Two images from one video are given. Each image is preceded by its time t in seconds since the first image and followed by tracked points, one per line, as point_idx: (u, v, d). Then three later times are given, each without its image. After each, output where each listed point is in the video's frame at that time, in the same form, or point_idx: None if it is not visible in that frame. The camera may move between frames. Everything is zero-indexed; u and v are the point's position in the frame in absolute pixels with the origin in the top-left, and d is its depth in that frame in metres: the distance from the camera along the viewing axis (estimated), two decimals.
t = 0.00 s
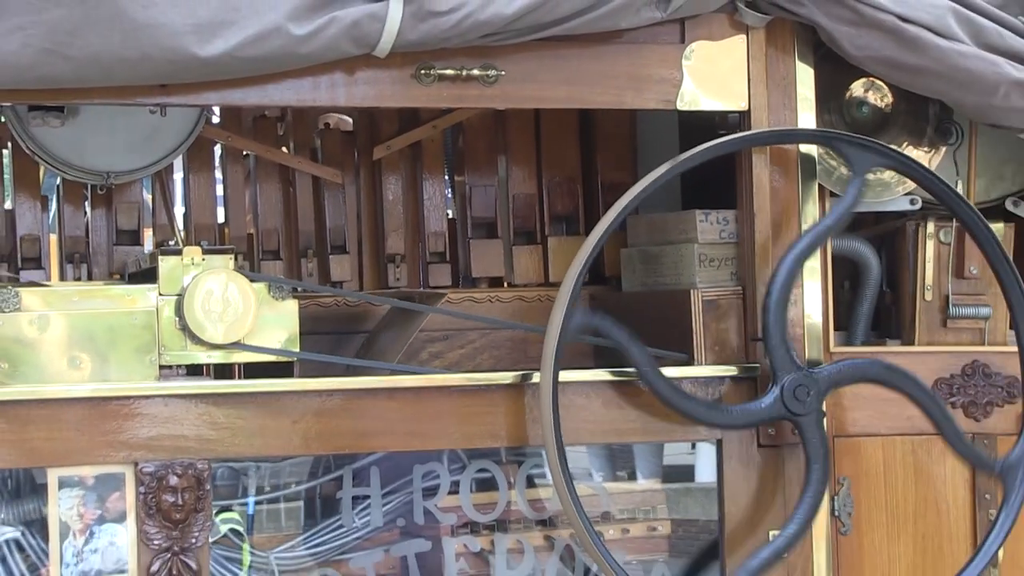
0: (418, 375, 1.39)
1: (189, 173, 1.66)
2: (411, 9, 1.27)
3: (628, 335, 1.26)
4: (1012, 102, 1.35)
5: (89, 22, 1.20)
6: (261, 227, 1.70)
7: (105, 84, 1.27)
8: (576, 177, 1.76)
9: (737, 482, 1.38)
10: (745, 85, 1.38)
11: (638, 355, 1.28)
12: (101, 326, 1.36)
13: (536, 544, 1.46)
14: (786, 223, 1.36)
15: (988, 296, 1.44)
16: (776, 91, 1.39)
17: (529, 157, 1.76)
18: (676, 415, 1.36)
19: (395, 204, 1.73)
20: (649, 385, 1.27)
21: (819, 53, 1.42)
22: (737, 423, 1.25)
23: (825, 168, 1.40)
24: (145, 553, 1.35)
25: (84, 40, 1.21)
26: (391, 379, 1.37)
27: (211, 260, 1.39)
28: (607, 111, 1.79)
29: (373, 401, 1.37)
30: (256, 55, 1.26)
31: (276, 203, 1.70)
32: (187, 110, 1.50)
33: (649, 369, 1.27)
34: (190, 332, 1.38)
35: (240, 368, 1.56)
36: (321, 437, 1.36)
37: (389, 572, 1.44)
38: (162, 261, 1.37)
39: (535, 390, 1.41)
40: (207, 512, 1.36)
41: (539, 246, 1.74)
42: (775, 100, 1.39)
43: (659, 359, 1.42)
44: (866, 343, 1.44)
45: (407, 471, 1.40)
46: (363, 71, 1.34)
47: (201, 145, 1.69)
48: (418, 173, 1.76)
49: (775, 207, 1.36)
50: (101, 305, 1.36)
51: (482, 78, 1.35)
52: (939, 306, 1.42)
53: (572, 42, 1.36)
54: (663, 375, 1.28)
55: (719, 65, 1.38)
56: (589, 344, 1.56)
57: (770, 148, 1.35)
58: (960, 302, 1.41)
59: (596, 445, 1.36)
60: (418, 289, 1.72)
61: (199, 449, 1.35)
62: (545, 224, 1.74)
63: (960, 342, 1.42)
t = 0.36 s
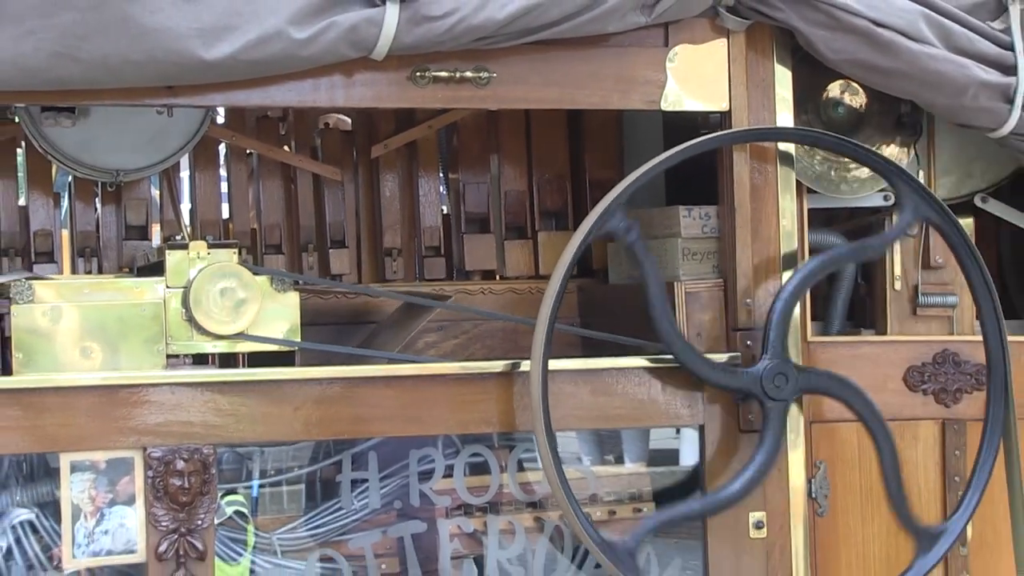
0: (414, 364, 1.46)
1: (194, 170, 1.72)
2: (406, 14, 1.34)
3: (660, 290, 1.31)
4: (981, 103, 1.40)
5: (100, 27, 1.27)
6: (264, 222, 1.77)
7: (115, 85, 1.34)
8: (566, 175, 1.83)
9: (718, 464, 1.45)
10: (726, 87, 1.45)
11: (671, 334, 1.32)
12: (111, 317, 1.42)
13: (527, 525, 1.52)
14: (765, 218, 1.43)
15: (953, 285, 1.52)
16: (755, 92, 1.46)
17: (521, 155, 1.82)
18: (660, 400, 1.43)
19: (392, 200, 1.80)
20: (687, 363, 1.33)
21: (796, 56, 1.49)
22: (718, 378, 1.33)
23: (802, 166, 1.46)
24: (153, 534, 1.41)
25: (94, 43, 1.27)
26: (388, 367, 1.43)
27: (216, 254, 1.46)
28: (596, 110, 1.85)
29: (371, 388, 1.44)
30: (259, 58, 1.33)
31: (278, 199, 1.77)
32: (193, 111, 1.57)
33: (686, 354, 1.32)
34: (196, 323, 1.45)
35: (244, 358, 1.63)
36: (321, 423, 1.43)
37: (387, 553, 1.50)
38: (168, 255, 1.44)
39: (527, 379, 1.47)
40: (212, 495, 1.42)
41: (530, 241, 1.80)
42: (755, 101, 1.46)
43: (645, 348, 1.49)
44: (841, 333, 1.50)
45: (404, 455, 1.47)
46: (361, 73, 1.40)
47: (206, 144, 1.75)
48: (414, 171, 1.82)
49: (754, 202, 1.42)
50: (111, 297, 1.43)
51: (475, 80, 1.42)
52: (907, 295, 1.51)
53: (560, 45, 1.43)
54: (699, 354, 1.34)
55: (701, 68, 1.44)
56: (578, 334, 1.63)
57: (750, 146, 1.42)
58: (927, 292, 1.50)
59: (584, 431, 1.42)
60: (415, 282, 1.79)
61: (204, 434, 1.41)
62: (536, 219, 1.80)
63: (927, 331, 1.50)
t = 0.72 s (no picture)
0: (414, 353, 1.52)
1: (204, 168, 1.79)
2: (406, 19, 1.40)
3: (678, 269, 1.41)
4: (957, 103, 1.46)
5: (114, 32, 1.34)
6: (271, 218, 1.83)
7: (128, 87, 1.41)
8: (559, 172, 1.90)
9: (706, 453, 1.50)
10: (712, 88, 1.52)
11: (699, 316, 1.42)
12: (125, 308, 1.49)
13: (522, 507, 1.59)
14: (750, 212, 1.49)
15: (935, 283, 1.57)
16: (740, 93, 1.52)
17: (517, 153, 1.89)
18: (649, 388, 1.49)
19: (393, 197, 1.87)
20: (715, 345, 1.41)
21: (780, 58, 1.56)
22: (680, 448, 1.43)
23: (786, 163, 1.53)
24: (165, 515, 1.49)
25: (109, 47, 1.35)
26: (389, 357, 1.50)
27: (225, 248, 1.53)
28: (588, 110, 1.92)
29: (373, 376, 1.50)
30: (266, 61, 1.40)
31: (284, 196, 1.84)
32: (202, 112, 1.64)
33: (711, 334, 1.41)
34: (206, 314, 1.51)
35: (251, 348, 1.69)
36: (325, 409, 1.49)
37: (388, 534, 1.58)
38: (180, 250, 1.51)
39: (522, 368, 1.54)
40: (222, 479, 1.49)
41: (526, 236, 1.86)
42: (740, 102, 1.52)
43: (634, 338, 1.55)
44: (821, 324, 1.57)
45: (404, 440, 1.53)
46: (364, 75, 1.47)
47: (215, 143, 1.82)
48: (414, 169, 1.89)
49: (739, 198, 1.49)
50: (125, 290, 1.50)
51: (472, 82, 1.48)
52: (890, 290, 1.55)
53: (554, 49, 1.49)
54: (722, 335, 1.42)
55: (688, 69, 1.51)
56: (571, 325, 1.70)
57: (735, 144, 1.48)
58: (909, 288, 1.55)
59: (577, 418, 1.47)
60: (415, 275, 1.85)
61: (214, 420, 1.48)
62: (531, 216, 1.87)
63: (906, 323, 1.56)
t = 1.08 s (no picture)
0: (419, 343, 1.59)
1: (220, 166, 1.86)
2: (411, 24, 1.48)
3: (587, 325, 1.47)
4: (940, 103, 1.52)
5: (134, 36, 1.41)
6: (283, 214, 1.90)
7: (146, 89, 1.48)
8: (558, 170, 1.97)
9: (698, 439, 1.56)
10: (705, 89, 1.58)
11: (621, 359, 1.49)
12: (143, 300, 1.56)
13: (524, 490, 1.66)
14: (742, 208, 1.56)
15: (919, 275, 1.64)
16: (732, 94, 1.59)
17: (517, 151, 1.95)
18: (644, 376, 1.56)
19: (399, 194, 1.94)
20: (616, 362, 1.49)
21: (770, 60, 1.62)
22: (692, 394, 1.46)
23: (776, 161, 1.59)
24: (182, 498, 1.55)
25: (128, 51, 1.42)
26: (395, 346, 1.57)
27: (239, 243, 1.60)
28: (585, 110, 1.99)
29: (380, 365, 1.57)
30: (277, 64, 1.47)
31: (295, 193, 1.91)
32: (217, 113, 1.70)
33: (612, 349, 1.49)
34: (221, 306, 1.59)
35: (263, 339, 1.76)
36: (335, 397, 1.56)
37: (395, 516, 1.64)
38: (196, 244, 1.58)
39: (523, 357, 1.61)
40: (236, 463, 1.56)
41: (526, 231, 1.94)
42: (731, 102, 1.59)
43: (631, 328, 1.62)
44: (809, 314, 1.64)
45: (410, 426, 1.60)
46: (371, 77, 1.54)
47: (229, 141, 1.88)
48: (419, 166, 1.96)
49: (732, 195, 1.55)
50: (144, 283, 1.57)
51: (474, 84, 1.55)
52: (876, 282, 1.62)
53: (552, 52, 1.56)
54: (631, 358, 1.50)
55: (681, 71, 1.58)
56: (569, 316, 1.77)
57: (727, 145, 1.54)
58: (894, 280, 1.62)
59: (577, 405, 1.54)
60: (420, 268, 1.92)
61: (229, 407, 1.54)
62: (531, 212, 1.94)
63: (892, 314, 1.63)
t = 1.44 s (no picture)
0: (428, 333, 1.66)
1: (237, 165, 1.93)
2: (420, 28, 1.55)
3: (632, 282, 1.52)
4: (926, 103, 1.58)
5: (156, 41, 1.49)
6: (297, 210, 1.98)
7: (168, 91, 1.55)
8: (561, 168, 2.04)
9: (695, 425, 1.63)
10: (701, 90, 1.66)
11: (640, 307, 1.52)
12: (165, 292, 1.64)
13: (528, 474, 1.74)
14: (738, 204, 1.63)
15: (903, 266, 1.72)
16: (727, 94, 1.66)
17: (521, 150, 2.03)
18: (642, 364, 1.61)
19: (409, 191, 2.01)
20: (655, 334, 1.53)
21: (764, 62, 1.69)
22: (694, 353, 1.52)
23: (769, 158, 1.66)
24: (202, 481, 1.62)
25: (150, 55, 1.49)
26: (405, 337, 1.64)
27: (256, 238, 1.68)
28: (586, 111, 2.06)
29: (391, 354, 1.64)
30: (292, 67, 1.54)
31: (310, 191, 1.98)
32: (234, 113, 1.77)
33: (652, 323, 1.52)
34: (238, 298, 1.66)
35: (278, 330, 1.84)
36: (347, 385, 1.63)
37: (406, 499, 1.72)
38: (214, 239, 1.65)
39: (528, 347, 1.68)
40: (253, 448, 1.63)
41: (529, 226, 2.01)
42: (727, 103, 1.66)
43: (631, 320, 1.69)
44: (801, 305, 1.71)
45: (419, 413, 1.67)
46: (381, 79, 1.61)
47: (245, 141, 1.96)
48: (427, 165, 2.03)
49: (728, 192, 1.62)
50: (166, 276, 1.64)
51: (480, 85, 1.62)
52: (862, 273, 1.70)
53: (555, 55, 1.63)
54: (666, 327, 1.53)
55: (678, 73, 1.65)
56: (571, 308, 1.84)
57: (722, 143, 1.61)
58: (879, 271, 1.70)
59: (580, 392, 1.61)
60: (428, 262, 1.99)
61: (246, 395, 1.61)
62: (535, 208, 2.02)
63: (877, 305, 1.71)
